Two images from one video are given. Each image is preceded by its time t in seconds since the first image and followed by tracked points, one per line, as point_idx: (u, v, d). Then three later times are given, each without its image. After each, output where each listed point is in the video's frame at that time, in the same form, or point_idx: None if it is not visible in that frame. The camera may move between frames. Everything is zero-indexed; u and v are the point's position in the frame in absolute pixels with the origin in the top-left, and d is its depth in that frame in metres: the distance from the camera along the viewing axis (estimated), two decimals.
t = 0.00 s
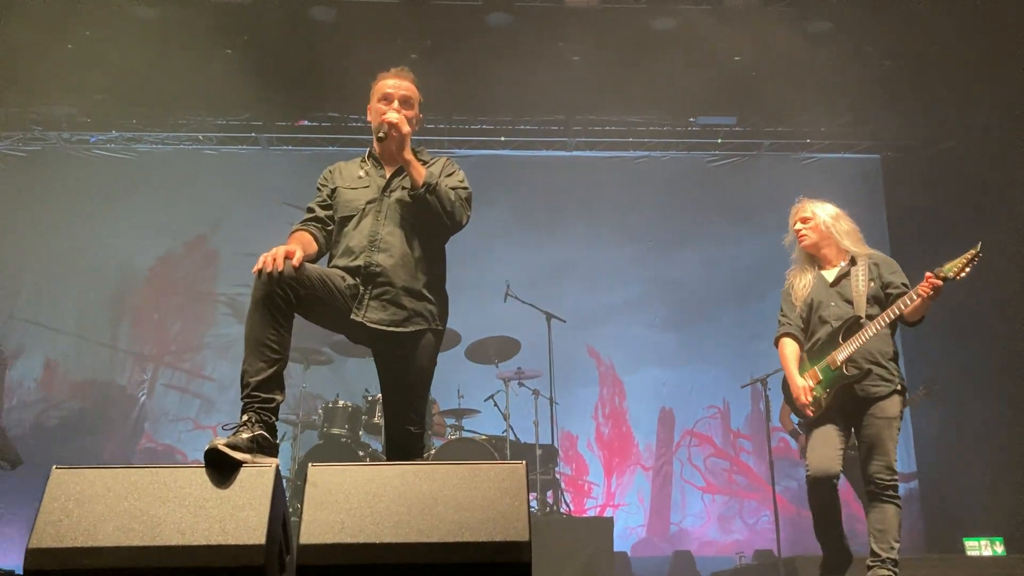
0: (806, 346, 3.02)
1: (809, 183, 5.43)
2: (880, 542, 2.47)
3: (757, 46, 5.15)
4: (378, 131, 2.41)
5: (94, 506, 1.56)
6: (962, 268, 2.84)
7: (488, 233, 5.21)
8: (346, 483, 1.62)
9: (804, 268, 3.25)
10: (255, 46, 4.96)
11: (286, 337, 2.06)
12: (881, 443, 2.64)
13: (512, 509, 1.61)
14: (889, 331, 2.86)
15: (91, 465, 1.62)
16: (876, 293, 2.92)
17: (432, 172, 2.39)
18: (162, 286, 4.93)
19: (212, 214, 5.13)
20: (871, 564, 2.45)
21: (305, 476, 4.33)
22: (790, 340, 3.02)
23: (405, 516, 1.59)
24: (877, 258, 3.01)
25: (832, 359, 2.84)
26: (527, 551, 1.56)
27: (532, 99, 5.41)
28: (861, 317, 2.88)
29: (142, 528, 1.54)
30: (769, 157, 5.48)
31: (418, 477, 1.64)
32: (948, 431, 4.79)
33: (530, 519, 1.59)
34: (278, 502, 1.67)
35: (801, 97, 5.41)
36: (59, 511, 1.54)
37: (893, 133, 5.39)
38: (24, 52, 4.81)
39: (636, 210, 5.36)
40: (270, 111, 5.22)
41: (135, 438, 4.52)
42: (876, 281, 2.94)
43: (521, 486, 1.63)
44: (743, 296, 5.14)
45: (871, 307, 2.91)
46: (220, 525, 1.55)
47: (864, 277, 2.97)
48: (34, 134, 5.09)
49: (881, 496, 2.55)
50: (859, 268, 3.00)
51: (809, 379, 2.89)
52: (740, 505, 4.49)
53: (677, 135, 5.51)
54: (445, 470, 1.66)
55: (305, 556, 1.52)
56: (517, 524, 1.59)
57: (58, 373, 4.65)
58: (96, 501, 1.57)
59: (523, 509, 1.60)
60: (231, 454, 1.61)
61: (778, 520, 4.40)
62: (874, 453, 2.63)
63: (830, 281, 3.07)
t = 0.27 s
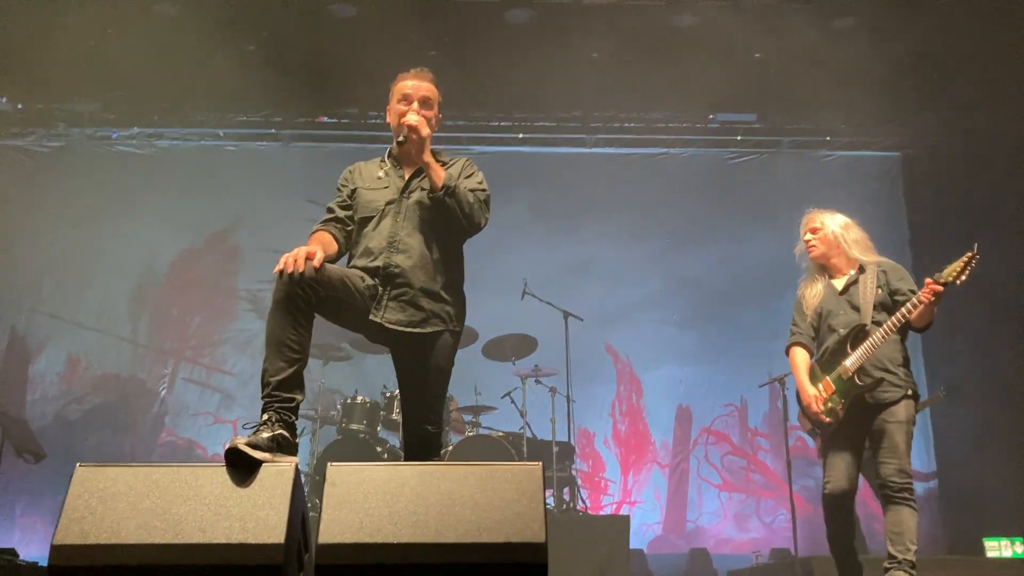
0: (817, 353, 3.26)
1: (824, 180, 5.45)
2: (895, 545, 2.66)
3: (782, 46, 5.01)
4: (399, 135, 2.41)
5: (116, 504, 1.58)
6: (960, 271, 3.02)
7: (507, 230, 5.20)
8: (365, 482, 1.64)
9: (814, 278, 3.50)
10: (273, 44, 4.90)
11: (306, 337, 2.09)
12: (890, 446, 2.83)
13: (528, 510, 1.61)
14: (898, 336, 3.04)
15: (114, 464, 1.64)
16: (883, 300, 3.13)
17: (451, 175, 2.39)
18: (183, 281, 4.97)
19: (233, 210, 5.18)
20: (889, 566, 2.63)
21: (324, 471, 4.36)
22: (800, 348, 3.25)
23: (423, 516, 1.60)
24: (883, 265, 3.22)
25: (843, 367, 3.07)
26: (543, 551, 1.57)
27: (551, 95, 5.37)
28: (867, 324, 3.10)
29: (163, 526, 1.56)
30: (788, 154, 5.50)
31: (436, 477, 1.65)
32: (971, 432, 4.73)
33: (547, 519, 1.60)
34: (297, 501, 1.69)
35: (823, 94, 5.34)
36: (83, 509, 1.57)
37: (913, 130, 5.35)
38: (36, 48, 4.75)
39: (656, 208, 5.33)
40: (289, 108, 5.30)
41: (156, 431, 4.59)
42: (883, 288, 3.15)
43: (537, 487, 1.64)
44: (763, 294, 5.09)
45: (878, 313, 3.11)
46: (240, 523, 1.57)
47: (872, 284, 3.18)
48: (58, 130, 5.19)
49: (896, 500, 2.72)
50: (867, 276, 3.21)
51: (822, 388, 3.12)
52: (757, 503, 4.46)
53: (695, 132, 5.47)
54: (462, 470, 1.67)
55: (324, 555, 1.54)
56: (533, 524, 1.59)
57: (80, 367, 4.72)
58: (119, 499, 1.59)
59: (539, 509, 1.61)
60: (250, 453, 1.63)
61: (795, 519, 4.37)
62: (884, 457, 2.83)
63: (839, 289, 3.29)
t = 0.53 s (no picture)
0: (817, 366, 3.36)
1: (842, 177, 5.39)
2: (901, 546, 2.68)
3: (800, 42, 4.96)
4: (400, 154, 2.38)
5: (137, 499, 1.62)
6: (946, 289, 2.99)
7: (521, 226, 5.21)
8: (379, 480, 1.66)
9: (817, 291, 3.58)
10: (289, 41, 4.92)
11: (323, 336, 2.10)
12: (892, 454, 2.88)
13: (540, 508, 1.63)
14: (894, 349, 3.08)
15: (136, 459, 1.68)
16: (880, 314, 3.18)
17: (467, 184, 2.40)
18: (201, 275, 5.03)
19: (250, 205, 5.23)
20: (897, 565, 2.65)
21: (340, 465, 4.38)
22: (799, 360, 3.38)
23: (436, 514, 1.62)
24: (883, 278, 3.26)
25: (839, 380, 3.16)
26: (555, 549, 1.58)
27: (566, 91, 5.35)
28: (862, 337, 3.17)
29: (183, 521, 1.59)
30: (805, 151, 5.45)
31: (449, 476, 1.68)
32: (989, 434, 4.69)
33: (558, 517, 1.61)
34: (313, 498, 1.72)
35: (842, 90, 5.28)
36: (105, 504, 1.61)
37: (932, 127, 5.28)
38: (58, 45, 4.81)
39: (671, 205, 5.32)
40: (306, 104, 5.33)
41: (174, 424, 4.65)
42: (880, 302, 3.19)
43: (548, 485, 1.65)
44: (778, 292, 5.07)
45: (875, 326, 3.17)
46: (257, 519, 1.60)
47: (870, 298, 3.23)
48: (79, 124, 5.28)
49: (897, 502, 2.76)
50: (866, 289, 3.27)
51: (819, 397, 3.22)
52: (771, 500, 4.47)
53: (711, 128, 5.46)
54: (474, 468, 1.69)
55: (338, 550, 1.56)
56: (545, 523, 1.61)
57: (100, 359, 4.79)
58: (140, 495, 1.63)
59: (550, 507, 1.63)
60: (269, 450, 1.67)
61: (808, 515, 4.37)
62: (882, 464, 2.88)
63: (839, 302, 3.37)
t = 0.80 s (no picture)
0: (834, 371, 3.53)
1: (871, 174, 5.31)
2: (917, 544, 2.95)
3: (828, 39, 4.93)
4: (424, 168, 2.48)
5: (175, 492, 1.73)
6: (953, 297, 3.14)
7: (545, 223, 5.21)
8: (411, 476, 1.76)
9: (835, 299, 3.73)
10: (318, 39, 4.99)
11: (355, 333, 2.14)
12: (907, 458, 3.09)
13: (564, 505, 1.73)
14: (906, 356, 3.22)
15: (173, 454, 1.79)
16: (894, 321, 3.32)
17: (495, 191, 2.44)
18: (229, 270, 5.11)
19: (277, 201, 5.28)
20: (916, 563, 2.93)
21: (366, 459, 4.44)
22: (815, 367, 3.55)
23: (464, 509, 1.72)
24: (898, 287, 3.41)
25: (851, 386, 3.32)
26: (578, 544, 1.68)
27: (591, 88, 5.35)
28: (875, 343, 3.32)
29: (218, 513, 1.70)
30: (831, 149, 5.38)
31: (477, 473, 1.78)
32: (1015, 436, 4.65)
33: (581, 514, 1.71)
34: (345, 491, 1.82)
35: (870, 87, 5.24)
36: (144, 496, 1.72)
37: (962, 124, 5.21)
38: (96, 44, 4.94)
39: (696, 202, 5.30)
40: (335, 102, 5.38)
41: (203, 417, 4.73)
42: (895, 309, 3.34)
43: (571, 483, 1.76)
44: (804, 290, 5.03)
45: (888, 333, 3.32)
46: (289, 512, 1.70)
47: (885, 305, 3.37)
48: (110, 121, 5.35)
49: (912, 502, 3.01)
50: (881, 297, 3.41)
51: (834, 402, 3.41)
52: (795, 499, 4.46)
53: (738, 125, 5.37)
54: (501, 466, 1.79)
55: (370, 539, 1.66)
56: (568, 519, 1.71)
57: (131, 352, 4.88)
58: (176, 488, 1.74)
59: (573, 504, 1.73)
60: (302, 445, 1.77)
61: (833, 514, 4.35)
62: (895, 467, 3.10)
63: (855, 309, 3.51)
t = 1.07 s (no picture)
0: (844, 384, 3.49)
1: (885, 178, 5.28)
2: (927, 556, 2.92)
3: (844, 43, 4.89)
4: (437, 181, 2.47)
5: (192, 497, 1.68)
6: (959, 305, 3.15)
7: (558, 227, 5.22)
8: (421, 483, 1.70)
9: (845, 313, 3.71)
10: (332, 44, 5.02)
11: (369, 342, 2.15)
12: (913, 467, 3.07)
13: (576, 514, 1.66)
14: (914, 367, 3.21)
15: (190, 459, 1.74)
16: (903, 333, 3.30)
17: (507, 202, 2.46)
18: (244, 273, 5.15)
19: (291, 204, 5.33)
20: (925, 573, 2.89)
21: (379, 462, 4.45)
22: (826, 379, 3.51)
23: (475, 517, 1.66)
24: (907, 301, 3.39)
25: (862, 396, 3.28)
26: (591, 555, 1.61)
27: (604, 92, 5.35)
28: (885, 354, 3.30)
29: (235, 519, 1.65)
30: (846, 155, 5.35)
31: (489, 480, 1.71)
32: None
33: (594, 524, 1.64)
34: (359, 499, 1.77)
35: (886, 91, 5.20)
36: (161, 501, 1.67)
37: (978, 128, 5.17)
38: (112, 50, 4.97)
39: (709, 206, 5.28)
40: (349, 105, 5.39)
41: (217, 419, 4.77)
42: (904, 322, 3.32)
43: (584, 492, 1.69)
44: (818, 295, 5.01)
45: (897, 345, 3.30)
46: (305, 519, 1.65)
47: (895, 318, 3.35)
48: (127, 124, 5.42)
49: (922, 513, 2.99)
50: (890, 310, 3.40)
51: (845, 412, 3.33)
52: (807, 504, 4.46)
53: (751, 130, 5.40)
54: (513, 473, 1.72)
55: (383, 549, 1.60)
56: (580, 529, 1.64)
57: (146, 354, 4.93)
58: (194, 493, 1.69)
59: (586, 513, 1.66)
60: (317, 452, 1.72)
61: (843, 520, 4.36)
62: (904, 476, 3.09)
63: (865, 322, 3.50)
